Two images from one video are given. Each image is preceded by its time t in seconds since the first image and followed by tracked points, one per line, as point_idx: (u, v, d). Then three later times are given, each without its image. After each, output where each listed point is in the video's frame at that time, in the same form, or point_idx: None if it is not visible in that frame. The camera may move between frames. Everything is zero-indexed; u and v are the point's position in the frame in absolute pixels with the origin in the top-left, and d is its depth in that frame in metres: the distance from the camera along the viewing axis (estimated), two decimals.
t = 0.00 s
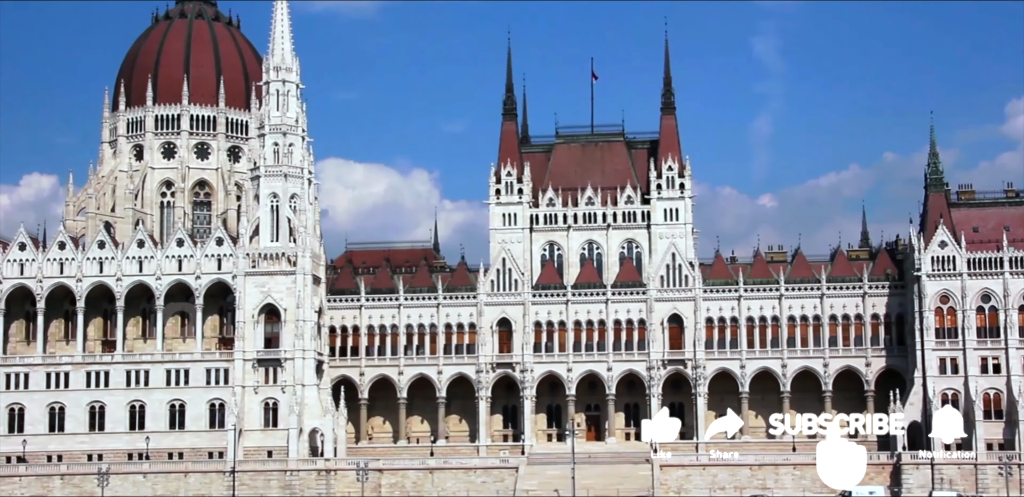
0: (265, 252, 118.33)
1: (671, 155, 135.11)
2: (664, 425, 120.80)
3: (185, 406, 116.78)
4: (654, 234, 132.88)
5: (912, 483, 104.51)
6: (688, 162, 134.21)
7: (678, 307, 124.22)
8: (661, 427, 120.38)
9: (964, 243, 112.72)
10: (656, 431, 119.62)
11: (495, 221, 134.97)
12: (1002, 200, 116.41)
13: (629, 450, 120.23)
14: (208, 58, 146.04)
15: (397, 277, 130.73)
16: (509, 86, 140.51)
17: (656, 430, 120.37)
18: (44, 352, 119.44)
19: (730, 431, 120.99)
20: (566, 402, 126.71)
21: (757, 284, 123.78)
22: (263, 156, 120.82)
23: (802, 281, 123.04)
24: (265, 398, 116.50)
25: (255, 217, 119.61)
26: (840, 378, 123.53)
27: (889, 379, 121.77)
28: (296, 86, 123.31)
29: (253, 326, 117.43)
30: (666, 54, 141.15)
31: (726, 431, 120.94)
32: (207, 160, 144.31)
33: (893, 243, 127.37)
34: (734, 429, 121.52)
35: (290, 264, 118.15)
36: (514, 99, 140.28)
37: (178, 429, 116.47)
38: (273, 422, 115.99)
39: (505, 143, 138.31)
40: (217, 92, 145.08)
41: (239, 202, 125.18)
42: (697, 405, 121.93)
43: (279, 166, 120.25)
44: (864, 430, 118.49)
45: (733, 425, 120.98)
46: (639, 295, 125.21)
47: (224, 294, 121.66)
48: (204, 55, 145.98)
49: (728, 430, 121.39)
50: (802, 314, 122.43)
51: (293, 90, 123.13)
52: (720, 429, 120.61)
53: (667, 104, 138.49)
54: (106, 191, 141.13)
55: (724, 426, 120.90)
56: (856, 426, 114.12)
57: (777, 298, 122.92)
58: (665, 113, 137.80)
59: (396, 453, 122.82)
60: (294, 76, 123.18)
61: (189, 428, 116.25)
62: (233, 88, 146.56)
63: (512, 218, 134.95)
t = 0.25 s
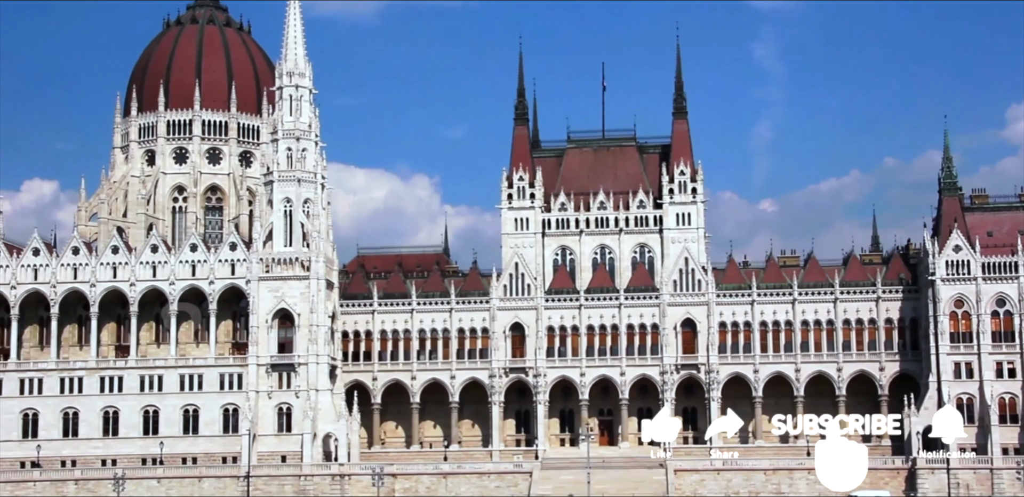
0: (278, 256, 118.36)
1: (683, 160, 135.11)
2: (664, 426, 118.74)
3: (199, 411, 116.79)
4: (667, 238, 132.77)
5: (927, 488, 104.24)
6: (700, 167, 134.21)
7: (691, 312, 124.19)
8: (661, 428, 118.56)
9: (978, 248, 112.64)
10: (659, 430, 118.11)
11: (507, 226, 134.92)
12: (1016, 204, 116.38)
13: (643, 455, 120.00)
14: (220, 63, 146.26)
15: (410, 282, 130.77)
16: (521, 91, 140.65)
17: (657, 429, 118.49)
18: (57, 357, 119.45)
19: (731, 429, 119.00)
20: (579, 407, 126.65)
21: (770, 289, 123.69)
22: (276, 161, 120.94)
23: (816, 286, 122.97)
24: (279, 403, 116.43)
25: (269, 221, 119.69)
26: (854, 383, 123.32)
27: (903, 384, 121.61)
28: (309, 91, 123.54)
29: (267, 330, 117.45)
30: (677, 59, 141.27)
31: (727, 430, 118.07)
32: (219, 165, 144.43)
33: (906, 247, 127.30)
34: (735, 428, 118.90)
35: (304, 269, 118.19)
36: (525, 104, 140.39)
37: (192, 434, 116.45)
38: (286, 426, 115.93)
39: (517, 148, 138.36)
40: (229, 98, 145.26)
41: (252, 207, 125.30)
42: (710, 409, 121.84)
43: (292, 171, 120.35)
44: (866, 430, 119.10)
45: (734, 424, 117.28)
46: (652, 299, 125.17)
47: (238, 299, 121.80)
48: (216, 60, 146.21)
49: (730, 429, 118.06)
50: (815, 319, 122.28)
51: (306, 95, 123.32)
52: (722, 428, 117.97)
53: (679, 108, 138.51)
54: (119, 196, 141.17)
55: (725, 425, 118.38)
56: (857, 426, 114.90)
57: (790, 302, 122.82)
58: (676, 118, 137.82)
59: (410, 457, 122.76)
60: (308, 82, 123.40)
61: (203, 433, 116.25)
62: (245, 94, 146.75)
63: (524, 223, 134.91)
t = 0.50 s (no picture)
0: (292, 260, 118.39)
1: (695, 164, 135.04)
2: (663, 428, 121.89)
3: (213, 415, 116.86)
4: (679, 242, 132.77)
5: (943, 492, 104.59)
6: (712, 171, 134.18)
7: (705, 315, 124.16)
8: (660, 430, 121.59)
9: (993, 251, 112.70)
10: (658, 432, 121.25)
11: (520, 230, 134.91)
12: None
13: (657, 459, 119.89)
14: (232, 67, 146.40)
15: (423, 286, 130.74)
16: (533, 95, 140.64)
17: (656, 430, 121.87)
18: (71, 361, 119.55)
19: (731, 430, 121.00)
20: (592, 410, 126.57)
21: (783, 293, 123.62)
22: (290, 165, 120.97)
23: (829, 289, 122.82)
24: (293, 407, 116.47)
25: (283, 225, 119.78)
26: (868, 387, 123.17)
27: (917, 388, 121.45)
28: (322, 95, 123.60)
29: (281, 334, 117.53)
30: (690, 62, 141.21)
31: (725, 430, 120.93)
32: (231, 168, 144.58)
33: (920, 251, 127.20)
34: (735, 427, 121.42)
35: (318, 273, 118.24)
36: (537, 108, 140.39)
37: (206, 438, 116.53)
38: (300, 430, 115.97)
39: (529, 152, 138.39)
40: (241, 102, 145.39)
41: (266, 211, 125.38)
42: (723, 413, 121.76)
43: (306, 175, 120.38)
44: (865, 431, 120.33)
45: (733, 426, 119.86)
46: (666, 303, 125.14)
47: (252, 303, 121.94)
48: (228, 64, 146.35)
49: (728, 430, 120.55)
50: (829, 322, 122.23)
51: (319, 99, 123.38)
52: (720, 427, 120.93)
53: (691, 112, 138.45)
54: (131, 199, 142.15)
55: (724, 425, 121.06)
56: (858, 426, 116.45)
57: (803, 306, 122.77)
58: (689, 121, 137.76)
59: (423, 461, 122.73)
60: (321, 86, 123.48)
61: (217, 436, 116.33)
62: (256, 98, 146.89)
63: (537, 226, 134.93)
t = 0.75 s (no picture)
0: (306, 263, 118.44)
1: (708, 168, 134.98)
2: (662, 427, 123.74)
3: (227, 418, 116.91)
4: (692, 245, 132.71)
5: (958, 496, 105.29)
6: (725, 174, 134.11)
7: (718, 319, 124.06)
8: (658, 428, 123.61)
9: (1009, 255, 112.75)
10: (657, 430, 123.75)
11: (532, 233, 134.92)
12: None
13: (671, 463, 119.77)
14: (244, 70, 146.47)
15: (436, 289, 130.69)
16: (546, 98, 140.64)
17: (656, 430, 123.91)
18: (86, 364, 119.67)
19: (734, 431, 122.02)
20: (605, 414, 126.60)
21: (797, 296, 123.51)
22: (303, 168, 121.01)
23: (843, 293, 122.67)
24: (307, 410, 116.47)
25: (296, 228, 119.85)
26: (882, 390, 123.01)
27: (931, 391, 121.30)
28: (336, 98, 123.72)
29: (294, 338, 117.56)
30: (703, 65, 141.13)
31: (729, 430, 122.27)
32: (243, 172, 144.68)
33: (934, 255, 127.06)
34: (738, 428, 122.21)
35: (331, 276, 118.25)
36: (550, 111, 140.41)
37: (219, 441, 116.58)
38: (314, 433, 115.97)
39: (541, 155, 138.43)
40: (253, 105, 145.43)
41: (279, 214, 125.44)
42: (737, 416, 121.69)
43: (319, 178, 120.41)
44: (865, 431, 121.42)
45: (736, 426, 121.63)
46: (679, 306, 125.08)
47: (265, 306, 121.98)
48: (240, 68, 146.41)
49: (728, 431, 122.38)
50: (842, 326, 122.10)
51: (333, 102, 123.46)
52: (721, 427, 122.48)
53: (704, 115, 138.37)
54: (144, 203, 141.96)
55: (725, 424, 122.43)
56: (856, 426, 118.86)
57: (817, 309, 122.64)
58: (702, 125, 137.70)
59: (436, 464, 122.69)
60: (335, 89, 123.59)
61: (231, 440, 116.40)
62: (268, 101, 146.91)
63: (549, 230, 134.96)
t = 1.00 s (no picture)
0: (320, 267, 118.51)
1: (721, 172, 134.93)
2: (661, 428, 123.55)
3: (241, 421, 116.96)
4: (705, 249, 132.65)
5: None
6: (738, 178, 134.03)
7: (732, 323, 123.95)
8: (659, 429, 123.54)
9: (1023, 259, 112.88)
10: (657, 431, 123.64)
11: (545, 237, 134.90)
12: None
13: (685, 467, 119.63)
14: (257, 74, 146.62)
15: (449, 293, 130.67)
16: (559, 102, 140.65)
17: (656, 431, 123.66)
18: (100, 367, 119.79)
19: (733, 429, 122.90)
20: (619, 418, 126.49)
21: (810, 300, 123.40)
22: (317, 171, 121.04)
23: (857, 297, 122.52)
24: (321, 413, 116.48)
25: (310, 232, 119.91)
26: (896, 395, 122.90)
27: (945, 395, 121.16)
28: (350, 102, 123.82)
29: (308, 341, 117.58)
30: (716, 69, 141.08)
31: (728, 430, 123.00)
32: (256, 175, 144.83)
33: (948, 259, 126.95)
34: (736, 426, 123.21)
35: (345, 279, 118.28)
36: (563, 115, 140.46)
37: (233, 444, 116.63)
38: (328, 437, 115.92)
39: (554, 159, 138.49)
40: (266, 109, 145.52)
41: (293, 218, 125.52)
42: (750, 420, 121.56)
43: (334, 182, 120.44)
44: (865, 430, 121.58)
45: (735, 426, 122.65)
46: (693, 310, 125.01)
47: (279, 309, 122.02)
48: (253, 71, 146.56)
49: (727, 431, 122.61)
50: (857, 330, 121.91)
51: (347, 106, 123.53)
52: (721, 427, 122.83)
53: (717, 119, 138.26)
54: (156, 206, 142.45)
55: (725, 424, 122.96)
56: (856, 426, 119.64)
57: (831, 313, 122.46)
58: (715, 129, 137.64)
59: (449, 468, 122.64)
60: (349, 92, 123.73)
61: (245, 443, 116.42)
62: (281, 105, 147.00)
63: (562, 233, 134.92)
